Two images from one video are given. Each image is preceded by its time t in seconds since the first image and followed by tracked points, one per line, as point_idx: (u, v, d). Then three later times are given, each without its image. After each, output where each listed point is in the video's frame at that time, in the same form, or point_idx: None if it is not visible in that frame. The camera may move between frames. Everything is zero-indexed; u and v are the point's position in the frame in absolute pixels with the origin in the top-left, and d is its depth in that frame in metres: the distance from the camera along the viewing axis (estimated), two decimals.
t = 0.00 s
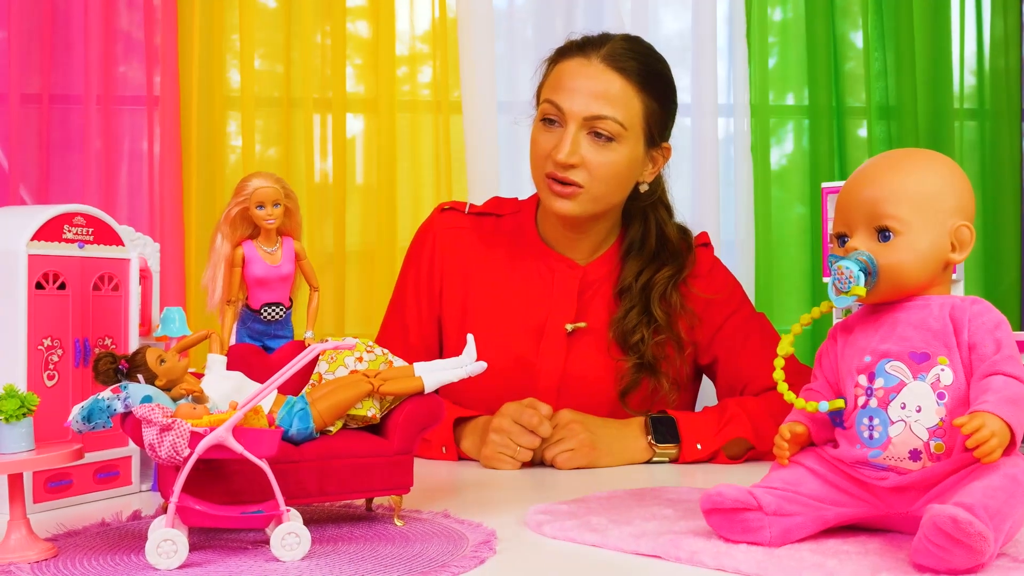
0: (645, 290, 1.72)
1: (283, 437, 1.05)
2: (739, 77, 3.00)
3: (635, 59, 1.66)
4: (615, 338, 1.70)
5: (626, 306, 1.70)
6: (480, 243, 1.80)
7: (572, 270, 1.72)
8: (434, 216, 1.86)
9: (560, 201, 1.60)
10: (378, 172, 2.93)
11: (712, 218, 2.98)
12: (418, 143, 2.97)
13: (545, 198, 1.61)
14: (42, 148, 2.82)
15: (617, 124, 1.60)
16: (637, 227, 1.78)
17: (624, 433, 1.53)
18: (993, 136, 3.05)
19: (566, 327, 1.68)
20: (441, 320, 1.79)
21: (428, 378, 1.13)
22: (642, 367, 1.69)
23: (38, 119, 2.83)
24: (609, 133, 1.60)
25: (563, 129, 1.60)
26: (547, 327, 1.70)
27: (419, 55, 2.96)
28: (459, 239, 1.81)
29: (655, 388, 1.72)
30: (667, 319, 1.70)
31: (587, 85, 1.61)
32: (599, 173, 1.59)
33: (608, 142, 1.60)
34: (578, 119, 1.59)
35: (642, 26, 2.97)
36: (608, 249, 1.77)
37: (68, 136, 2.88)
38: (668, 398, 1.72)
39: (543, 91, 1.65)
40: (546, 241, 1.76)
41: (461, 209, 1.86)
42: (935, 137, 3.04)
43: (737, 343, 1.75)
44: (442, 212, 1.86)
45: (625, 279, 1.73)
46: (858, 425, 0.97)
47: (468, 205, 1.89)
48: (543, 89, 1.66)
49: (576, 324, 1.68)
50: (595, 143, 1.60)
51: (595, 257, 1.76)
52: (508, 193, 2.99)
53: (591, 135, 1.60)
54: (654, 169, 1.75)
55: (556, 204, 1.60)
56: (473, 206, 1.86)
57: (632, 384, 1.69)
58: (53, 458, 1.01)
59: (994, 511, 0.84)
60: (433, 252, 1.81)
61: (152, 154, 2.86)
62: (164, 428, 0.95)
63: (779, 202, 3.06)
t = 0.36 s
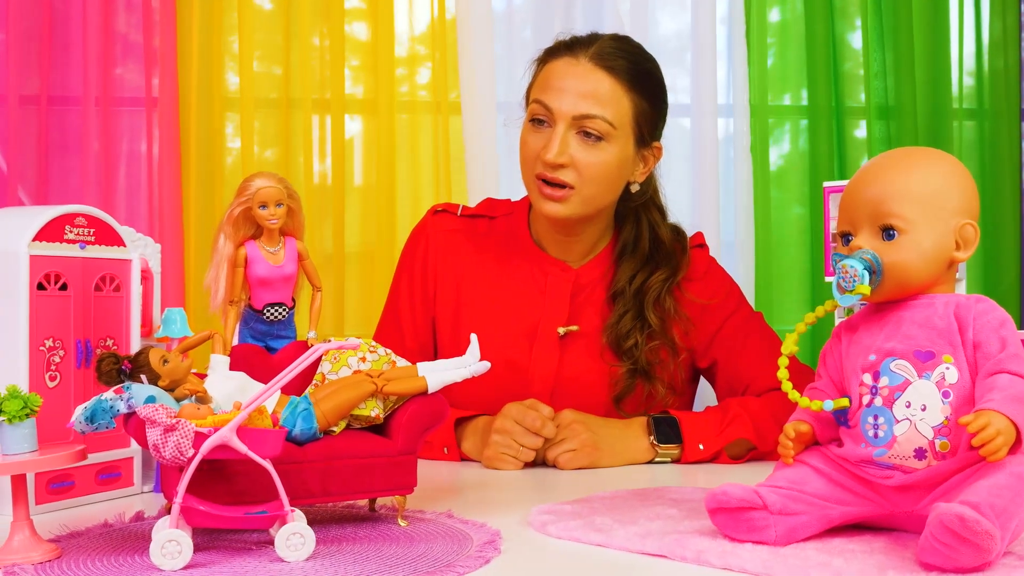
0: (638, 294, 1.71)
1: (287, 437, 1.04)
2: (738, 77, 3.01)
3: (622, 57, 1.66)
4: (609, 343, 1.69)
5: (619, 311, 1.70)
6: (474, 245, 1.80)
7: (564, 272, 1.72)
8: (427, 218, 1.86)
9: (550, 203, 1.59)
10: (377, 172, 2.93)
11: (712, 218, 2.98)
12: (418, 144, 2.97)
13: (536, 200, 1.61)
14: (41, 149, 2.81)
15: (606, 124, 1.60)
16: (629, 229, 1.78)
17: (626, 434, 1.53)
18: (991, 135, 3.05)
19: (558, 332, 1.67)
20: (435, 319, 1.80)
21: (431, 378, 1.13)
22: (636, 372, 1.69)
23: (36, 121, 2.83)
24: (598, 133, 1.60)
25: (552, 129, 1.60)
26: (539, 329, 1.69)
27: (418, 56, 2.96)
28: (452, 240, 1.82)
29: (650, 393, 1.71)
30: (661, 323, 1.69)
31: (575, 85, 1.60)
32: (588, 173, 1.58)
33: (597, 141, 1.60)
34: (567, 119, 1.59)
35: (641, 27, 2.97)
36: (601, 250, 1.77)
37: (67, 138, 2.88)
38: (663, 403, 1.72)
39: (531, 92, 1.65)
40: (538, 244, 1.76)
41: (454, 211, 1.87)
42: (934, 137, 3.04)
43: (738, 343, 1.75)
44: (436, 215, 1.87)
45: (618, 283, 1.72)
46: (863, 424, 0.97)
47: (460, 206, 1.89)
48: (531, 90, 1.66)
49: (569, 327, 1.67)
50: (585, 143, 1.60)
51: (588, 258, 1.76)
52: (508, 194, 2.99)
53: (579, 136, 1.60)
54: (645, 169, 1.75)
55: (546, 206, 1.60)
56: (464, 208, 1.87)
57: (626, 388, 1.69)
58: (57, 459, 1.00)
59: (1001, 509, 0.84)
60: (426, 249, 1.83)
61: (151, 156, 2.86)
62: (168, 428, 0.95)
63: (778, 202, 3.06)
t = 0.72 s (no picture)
0: (631, 275, 1.71)
1: (288, 438, 1.04)
2: (737, 77, 3.01)
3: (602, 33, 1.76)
4: (605, 325, 1.69)
5: (614, 292, 1.69)
6: (464, 243, 1.79)
7: (553, 267, 1.71)
8: (412, 225, 1.86)
9: (566, 152, 1.60)
10: (375, 173, 2.92)
11: (712, 219, 2.98)
12: (417, 145, 2.97)
13: (549, 154, 1.61)
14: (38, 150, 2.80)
15: (608, 78, 1.66)
16: (610, 217, 1.79)
17: (627, 434, 1.53)
18: (990, 135, 3.05)
19: (550, 327, 1.66)
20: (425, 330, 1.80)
21: (433, 378, 1.13)
22: (631, 353, 1.68)
23: (34, 121, 2.82)
24: (602, 86, 1.65)
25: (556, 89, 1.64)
26: (531, 327, 1.68)
27: (417, 57, 2.96)
28: (442, 242, 1.81)
29: (645, 376, 1.70)
30: (656, 302, 1.69)
31: (573, 48, 1.67)
32: (601, 120, 1.62)
33: (603, 93, 1.65)
34: (571, 76, 1.64)
35: (641, 28, 2.96)
36: (593, 244, 1.76)
37: (65, 138, 2.87)
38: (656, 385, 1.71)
39: (522, 67, 1.69)
40: (528, 240, 1.76)
41: (441, 214, 1.86)
42: (933, 137, 3.04)
43: (738, 342, 1.74)
44: (422, 220, 1.86)
45: (610, 263, 1.72)
46: (866, 424, 0.97)
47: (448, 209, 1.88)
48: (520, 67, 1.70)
49: (560, 322, 1.66)
50: (592, 95, 1.64)
51: (585, 248, 1.75)
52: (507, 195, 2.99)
53: (586, 90, 1.64)
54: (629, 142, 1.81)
55: (561, 157, 1.60)
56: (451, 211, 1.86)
57: (622, 369, 1.68)
58: (57, 459, 1.00)
59: (1006, 509, 0.84)
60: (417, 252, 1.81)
61: (150, 157, 2.85)
62: (169, 429, 0.95)
63: (777, 203, 3.06)
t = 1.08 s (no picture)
0: (601, 259, 1.71)
1: (285, 439, 1.03)
2: (732, 78, 3.01)
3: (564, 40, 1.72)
4: (581, 311, 1.69)
5: (586, 279, 1.70)
6: (440, 249, 1.78)
7: (522, 271, 1.70)
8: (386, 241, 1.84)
9: (536, 177, 1.59)
10: (370, 174, 2.92)
11: (708, 220, 2.98)
12: (412, 147, 2.97)
13: (520, 177, 1.60)
14: (31, 150, 2.79)
15: (576, 93, 1.63)
16: (577, 212, 1.80)
17: (614, 431, 1.54)
18: (984, 137, 3.06)
19: (521, 329, 1.65)
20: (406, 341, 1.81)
21: (431, 379, 1.12)
22: (609, 337, 1.66)
23: (28, 121, 2.81)
24: (570, 102, 1.62)
25: (524, 106, 1.62)
26: (503, 330, 1.67)
27: (411, 58, 2.95)
28: (415, 252, 1.80)
29: (622, 360, 1.68)
30: (628, 282, 1.70)
31: (538, 62, 1.63)
32: (571, 140, 1.60)
33: (571, 109, 1.62)
34: (540, 92, 1.61)
35: (636, 30, 2.96)
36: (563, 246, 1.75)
37: (58, 138, 2.86)
38: (637, 367, 1.69)
39: (486, 80, 1.66)
40: (497, 246, 1.76)
41: (414, 227, 1.86)
42: (927, 138, 3.04)
43: (728, 336, 1.72)
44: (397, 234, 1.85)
45: (580, 251, 1.73)
46: (866, 425, 0.96)
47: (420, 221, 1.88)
48: (483, 79, 1.66)
49: (530, 324, 1.65)
50: (560, 112, 1.61)
51: (556, 251, 1.75)
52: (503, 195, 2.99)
53: (554, 107, 1.62)
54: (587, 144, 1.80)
55: (533, 181, 1.59)
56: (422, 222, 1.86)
57: (601, 355, 1.67)
58: (52, 461, 0.99)
59: (1006, 510, 0.83)
60: (399, 261, 1.80)
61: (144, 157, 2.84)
62: (165, 430, 0.94)
63: (772, 205, 3.06)
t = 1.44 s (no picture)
0: (593, 253, 1.71)
1: (281, 440, 1.03)
2: (727, 78, 3.01)
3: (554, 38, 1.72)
4: (571, 303, 1.67)
5: (578, 270, 1.68)
6: (435, 250, 1.78)
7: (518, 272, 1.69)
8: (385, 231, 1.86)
9: (558, 177, 1.59)
10: (364, 175, 2.91)
11: (702, 222, 2.98)
12: (407, 147, 2.96)
13: (540, 181, 1.59)
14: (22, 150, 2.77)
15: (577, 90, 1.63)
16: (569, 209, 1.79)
17: (610, 433, 1.54)
18: (979, 138, 3.06)
19: (515, 327, 1.64)
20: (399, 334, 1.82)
21: (427, 381, 1.12)
22: (598, 328, 1.65)
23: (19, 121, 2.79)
24: (574, 100, 1.62)
25: (531, 112, 1.62)
26: (496, 327, 1.67)
27: (405, 59, 2.95)
28: (412, 249, 1.80)
29: (610, 352, 1.66)
30: (620, 275, 1.68)
31: (535, 65, 1.62)
32: (583, 136, 1.60)
33: (576, 106, 1.62)
34: (546, 96, 1.60)
35: (632, 31, 2.96)
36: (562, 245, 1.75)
37: (50, 139, 2.84)
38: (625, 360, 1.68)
39: (486, 90, 1.65)
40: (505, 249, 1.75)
41: (412, 221, 1.86)
42: (922, 139, 3.05)
43: (727, 338, 1.72)
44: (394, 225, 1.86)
45: (574, 245, 1.72)
46: (865, 427, 0.96)
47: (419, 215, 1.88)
48: (483, 91, 1.66)
49: (524, 323, 1.63)
50: (566, 112, 1.61)
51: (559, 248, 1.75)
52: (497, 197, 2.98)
53: (560, 107, 1.62)
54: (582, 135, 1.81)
55: (554, 182, 1.59)
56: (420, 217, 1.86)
57: (589, 346, 1.65)
58: (45, 463, 0.98)
59: (1007, 512, 0.83)
60: (394, 263, 1.80)
61: (136, 157, 2.83)
62: (160, 432, 0.93)
63: (765, 206, 3.06)
